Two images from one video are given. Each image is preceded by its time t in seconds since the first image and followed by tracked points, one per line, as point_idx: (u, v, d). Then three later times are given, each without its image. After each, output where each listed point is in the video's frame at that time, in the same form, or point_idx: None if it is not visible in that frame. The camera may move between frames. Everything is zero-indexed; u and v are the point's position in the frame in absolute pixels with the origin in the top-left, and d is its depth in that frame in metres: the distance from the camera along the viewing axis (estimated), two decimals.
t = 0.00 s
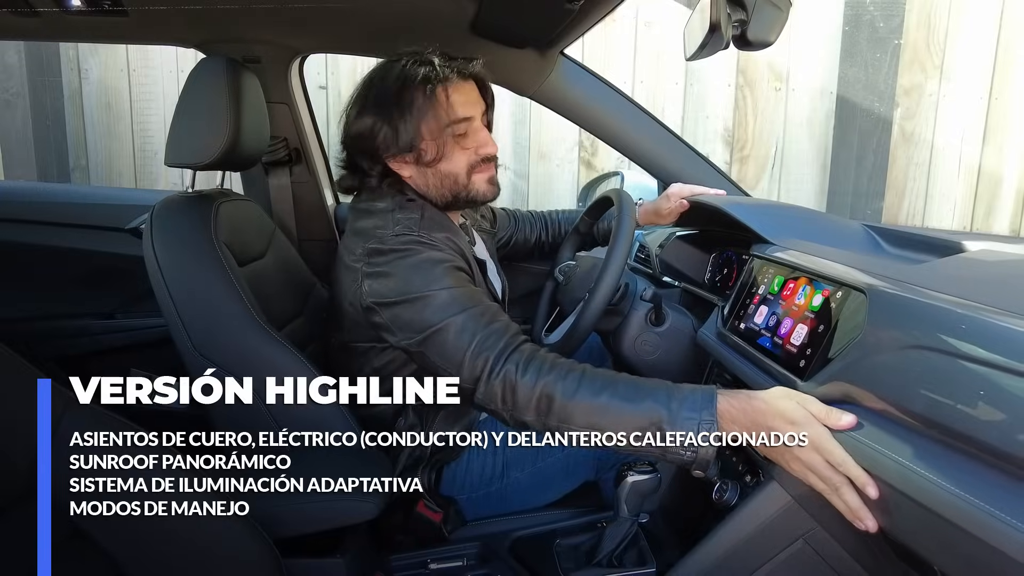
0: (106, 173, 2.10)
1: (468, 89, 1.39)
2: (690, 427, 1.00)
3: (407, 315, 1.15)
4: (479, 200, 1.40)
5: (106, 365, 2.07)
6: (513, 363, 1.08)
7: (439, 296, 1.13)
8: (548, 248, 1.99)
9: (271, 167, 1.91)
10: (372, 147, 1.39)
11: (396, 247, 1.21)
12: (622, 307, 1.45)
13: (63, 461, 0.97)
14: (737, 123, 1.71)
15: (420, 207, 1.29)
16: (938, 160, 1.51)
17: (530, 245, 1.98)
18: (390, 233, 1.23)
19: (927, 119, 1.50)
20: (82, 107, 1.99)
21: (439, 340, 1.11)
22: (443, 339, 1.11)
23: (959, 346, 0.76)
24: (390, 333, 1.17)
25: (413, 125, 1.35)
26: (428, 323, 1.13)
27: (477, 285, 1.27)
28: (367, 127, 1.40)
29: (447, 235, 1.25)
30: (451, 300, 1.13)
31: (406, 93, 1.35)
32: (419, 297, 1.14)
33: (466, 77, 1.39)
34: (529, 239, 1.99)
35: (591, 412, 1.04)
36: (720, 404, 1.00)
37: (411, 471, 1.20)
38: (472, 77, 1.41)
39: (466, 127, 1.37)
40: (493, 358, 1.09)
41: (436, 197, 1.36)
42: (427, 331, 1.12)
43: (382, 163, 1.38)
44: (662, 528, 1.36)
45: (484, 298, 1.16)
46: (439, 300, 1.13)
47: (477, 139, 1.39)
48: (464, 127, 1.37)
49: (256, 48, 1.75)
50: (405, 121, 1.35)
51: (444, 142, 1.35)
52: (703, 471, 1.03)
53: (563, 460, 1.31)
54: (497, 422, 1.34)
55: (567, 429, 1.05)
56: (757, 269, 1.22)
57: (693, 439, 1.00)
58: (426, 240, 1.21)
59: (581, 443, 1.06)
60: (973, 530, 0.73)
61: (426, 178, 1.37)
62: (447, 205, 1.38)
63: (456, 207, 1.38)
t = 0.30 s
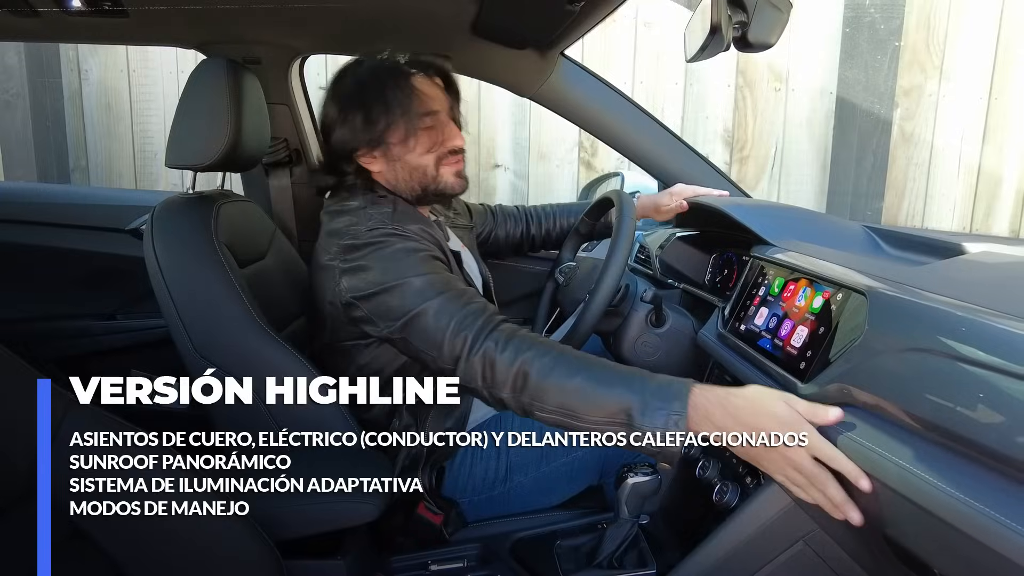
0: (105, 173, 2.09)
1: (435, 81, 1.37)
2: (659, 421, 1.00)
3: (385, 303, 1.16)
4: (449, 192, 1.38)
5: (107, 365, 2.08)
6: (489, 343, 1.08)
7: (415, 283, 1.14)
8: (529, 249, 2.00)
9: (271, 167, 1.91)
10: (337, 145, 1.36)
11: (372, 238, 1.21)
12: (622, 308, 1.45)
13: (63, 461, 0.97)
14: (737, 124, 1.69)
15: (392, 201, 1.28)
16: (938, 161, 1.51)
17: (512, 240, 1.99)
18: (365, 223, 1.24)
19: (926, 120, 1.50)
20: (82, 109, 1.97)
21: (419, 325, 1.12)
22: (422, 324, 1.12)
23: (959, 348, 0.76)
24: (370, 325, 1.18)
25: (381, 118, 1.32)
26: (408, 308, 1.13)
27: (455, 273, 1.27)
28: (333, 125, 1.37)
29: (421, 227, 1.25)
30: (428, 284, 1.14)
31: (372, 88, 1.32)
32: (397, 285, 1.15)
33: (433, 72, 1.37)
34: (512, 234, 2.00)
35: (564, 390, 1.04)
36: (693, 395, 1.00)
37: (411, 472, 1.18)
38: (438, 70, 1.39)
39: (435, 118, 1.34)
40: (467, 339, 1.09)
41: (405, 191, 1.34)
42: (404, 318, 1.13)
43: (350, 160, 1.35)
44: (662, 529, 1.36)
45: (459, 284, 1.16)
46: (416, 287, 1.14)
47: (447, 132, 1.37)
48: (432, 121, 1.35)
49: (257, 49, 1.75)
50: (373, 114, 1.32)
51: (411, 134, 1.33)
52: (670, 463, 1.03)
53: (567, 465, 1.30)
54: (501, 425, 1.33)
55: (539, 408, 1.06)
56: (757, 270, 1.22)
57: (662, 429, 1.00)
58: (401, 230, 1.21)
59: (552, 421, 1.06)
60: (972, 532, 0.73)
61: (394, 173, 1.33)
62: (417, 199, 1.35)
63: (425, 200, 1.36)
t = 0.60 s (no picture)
0: (104, 172, 2.10)
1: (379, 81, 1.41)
2: (520, 338, 1.02)
3: (303, 329, 1.14)
4: (399, 188, 1.41)
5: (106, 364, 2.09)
6: (379, 367, 1.09)
7: (344, 312, 1.13)
8: (477, 283, 1.89)
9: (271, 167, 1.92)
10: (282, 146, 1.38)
11: (296, 260, 1.21)
12: (621, 306, 1.43)
13: (63, 461, 0.98)
14: (735, 123, 1.70)
15: (316, 216, 1.31)
16: (937, 159, 1.51)
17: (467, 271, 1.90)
18: (290, 244, 1.24)
19: (926, 118, 1.49)
20: (81, 107, 1.98)
21: (330, 357, 1.11)
22: (333, 360, 1.11)
23: (959, 344, 0.76)
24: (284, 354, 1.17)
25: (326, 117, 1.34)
26: (320, 339, 1.12)
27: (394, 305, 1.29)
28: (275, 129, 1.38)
29: (361, 248, 1.27)
30: (349, 315, 1.13)
31: (315, 87, 1.34)
32: (314, 312, 1.14)
33: (374, 69, 1.41)
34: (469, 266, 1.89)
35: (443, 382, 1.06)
36: (526, 303, 1.03)
37: (406, 471, 1.18)
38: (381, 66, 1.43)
39: (378, 115, 1.38)
40: (363, 367, 1.08)
41: (356, 187, 1.38)
42: (317, 350, 1.12)
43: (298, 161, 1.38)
44: (661, 526, 1.36)
45: (379, 311, 1.16)
46: (339, 314, 1.13)
47: (392, 127, 1.41)
48: (378, 117, 1.38)
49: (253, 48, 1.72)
50: (315, 114, 1.34)
51: (358, 132, 1.37)
52: (553, 365, 1.04)
53: (568, 463, 1.29)
54: (501, 423, 1.33)
55: (435, 410, 1.08)
56: (757, 268, 1.22)
57: (526, 341, 1.03)
58: (326, 251, 1.23)
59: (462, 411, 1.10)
60: (971, 528, 0.73)
61: (344, 170, 1.38)
62: (368, 195, 1.39)
63: (375, 197, 1.40)
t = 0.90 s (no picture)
0: (105, 172, 2.10)
1: (355, 79, 1.49)
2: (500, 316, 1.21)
3: (279, 325, 1.14)
4: (382, 179, 1.49)
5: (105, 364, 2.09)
6: (363, 360, 1.13)
7: (321, 309, 1.16)
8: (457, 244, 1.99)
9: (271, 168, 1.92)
10: (266, 146, 1.37)
11: (276, 257, 1.22)
12: (621, 306, 1.42)
13: (63, 460, 0.96)
14: (735, 123, 1.72)
15: (294, 217, 1.31)
16: (937, 160, 1.51)
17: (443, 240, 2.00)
18: (268, 244, 1.25)
19: (926, 119, 1.49)
20: (82, 107, 1.98)
21: (308, 354, 1.12)
22: (309, 355, 1.12)
23: (959, 345, 0.76)
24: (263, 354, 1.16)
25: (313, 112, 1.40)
26: (298, 337, 1.13)
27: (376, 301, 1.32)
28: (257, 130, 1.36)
29: (344, 247, 1.30)
30: (329, 314, 1.16)
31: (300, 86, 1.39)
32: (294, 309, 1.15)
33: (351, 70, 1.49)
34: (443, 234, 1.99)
35: (431, 367, 1.15)
36: (491, 289, 1.23)
37: (406, 471, 1.20)
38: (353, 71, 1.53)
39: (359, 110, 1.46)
40: (344, 366, 1.12)
41: (344, 177, 1.44)
42: (295, 347, 1.13)
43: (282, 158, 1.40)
44: (662, 526, 1.36)
45: (358, 311, 1.20)
46: (318, 312, 1.15)
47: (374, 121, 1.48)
48: (360, 112, 1.46)
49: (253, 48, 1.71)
50: (305, 109, 1.39)
51: (344, 126, 1.43)
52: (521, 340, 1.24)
53: (569, 462, 1.29)
54: (503, 423, 1.34)
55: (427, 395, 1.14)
56: (757, 268, 1.22)
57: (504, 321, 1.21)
58: (308, 250, 1.25)
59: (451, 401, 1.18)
60: (973, 528, 0.73)
61: (331, 162, 1.43)
62: (355, 185, 1.46)
63: (361, 187, 1.46)
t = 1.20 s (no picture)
0: (105, 172, 2.10)
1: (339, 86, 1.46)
2: (497, 340, 1.30)
3: (285, 335, 1.15)
4: (374, 190, 1.50)
5: (105, 364, 2.10)
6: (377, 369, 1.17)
7: (327, 318, 1.18)
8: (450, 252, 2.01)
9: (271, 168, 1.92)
10: (255, 160, 1.36)
11: (283, 264, 1.23)
12: (621, 307, 1.42)
13: (63, 460, 0.96)
14: (735, 123, 1.71)
15: (300, 222, 1.33)
16: (937, 160, 1.50)
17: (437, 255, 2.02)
18: (275, 251, 1.26)
19: (927, 120, 1.48)
20: (82, 107, 1.98)
21: (319, 363, 1.15)
22: (321, 366, 1.15)
23: (958, 346, 0.76)
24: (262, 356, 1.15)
25: (298, 129, 1.39)
26: (309, 346, 1.15)
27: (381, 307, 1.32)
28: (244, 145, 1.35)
29: (351, 253, 1.31)
30: (335, 322, 1.18)
31: (283, 99, 1.37)
32: (302, 316, 1.16)
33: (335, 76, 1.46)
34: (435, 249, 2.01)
35: (443, 380, 1.22)
36: (488, 317, 1.32)
37: (406, 471, 1.19)
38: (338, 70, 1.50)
39: (345, 121, 1.46)
40: (363, 369, 1.16)
41: (333, 194, 1.45)
42: (305, 355, 1.15)
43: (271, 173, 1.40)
44: (661, 527, 1.36)
45: (364, 320, 1.22)
46: (325, 323, 1.17)
47: (361, 132, 1.49)
48: (346, 125, 1.46)
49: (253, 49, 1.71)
50: (289, 126, 1.38)
51: (328, 142, 1.43)
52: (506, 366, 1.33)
53: (567, 459, 1.30)
54: (501, 422, 1.35)
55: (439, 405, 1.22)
56: (757, 269, 1.22)
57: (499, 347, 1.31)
58: (314, 255, 1.26)
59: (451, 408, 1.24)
60: (972, 530, 0.73)
61: (318, 180, 1.44)
62: (345, 200, 1.47)
63: (351, 201, 1.48)
